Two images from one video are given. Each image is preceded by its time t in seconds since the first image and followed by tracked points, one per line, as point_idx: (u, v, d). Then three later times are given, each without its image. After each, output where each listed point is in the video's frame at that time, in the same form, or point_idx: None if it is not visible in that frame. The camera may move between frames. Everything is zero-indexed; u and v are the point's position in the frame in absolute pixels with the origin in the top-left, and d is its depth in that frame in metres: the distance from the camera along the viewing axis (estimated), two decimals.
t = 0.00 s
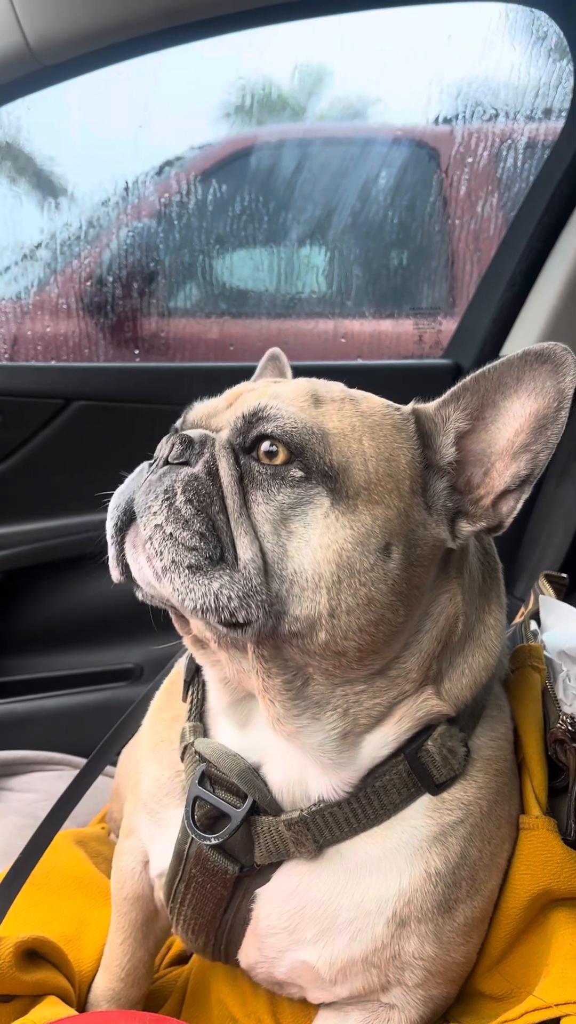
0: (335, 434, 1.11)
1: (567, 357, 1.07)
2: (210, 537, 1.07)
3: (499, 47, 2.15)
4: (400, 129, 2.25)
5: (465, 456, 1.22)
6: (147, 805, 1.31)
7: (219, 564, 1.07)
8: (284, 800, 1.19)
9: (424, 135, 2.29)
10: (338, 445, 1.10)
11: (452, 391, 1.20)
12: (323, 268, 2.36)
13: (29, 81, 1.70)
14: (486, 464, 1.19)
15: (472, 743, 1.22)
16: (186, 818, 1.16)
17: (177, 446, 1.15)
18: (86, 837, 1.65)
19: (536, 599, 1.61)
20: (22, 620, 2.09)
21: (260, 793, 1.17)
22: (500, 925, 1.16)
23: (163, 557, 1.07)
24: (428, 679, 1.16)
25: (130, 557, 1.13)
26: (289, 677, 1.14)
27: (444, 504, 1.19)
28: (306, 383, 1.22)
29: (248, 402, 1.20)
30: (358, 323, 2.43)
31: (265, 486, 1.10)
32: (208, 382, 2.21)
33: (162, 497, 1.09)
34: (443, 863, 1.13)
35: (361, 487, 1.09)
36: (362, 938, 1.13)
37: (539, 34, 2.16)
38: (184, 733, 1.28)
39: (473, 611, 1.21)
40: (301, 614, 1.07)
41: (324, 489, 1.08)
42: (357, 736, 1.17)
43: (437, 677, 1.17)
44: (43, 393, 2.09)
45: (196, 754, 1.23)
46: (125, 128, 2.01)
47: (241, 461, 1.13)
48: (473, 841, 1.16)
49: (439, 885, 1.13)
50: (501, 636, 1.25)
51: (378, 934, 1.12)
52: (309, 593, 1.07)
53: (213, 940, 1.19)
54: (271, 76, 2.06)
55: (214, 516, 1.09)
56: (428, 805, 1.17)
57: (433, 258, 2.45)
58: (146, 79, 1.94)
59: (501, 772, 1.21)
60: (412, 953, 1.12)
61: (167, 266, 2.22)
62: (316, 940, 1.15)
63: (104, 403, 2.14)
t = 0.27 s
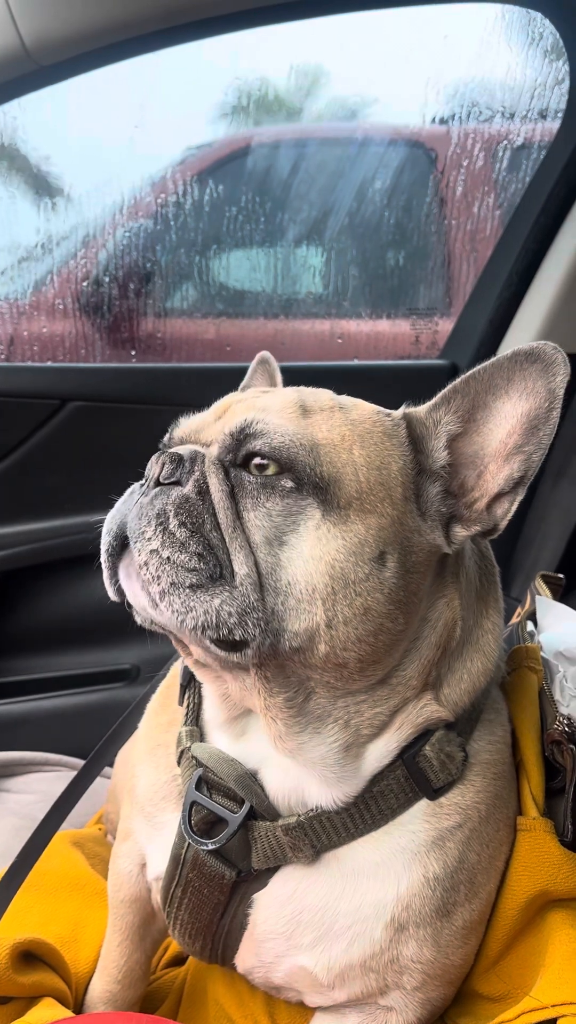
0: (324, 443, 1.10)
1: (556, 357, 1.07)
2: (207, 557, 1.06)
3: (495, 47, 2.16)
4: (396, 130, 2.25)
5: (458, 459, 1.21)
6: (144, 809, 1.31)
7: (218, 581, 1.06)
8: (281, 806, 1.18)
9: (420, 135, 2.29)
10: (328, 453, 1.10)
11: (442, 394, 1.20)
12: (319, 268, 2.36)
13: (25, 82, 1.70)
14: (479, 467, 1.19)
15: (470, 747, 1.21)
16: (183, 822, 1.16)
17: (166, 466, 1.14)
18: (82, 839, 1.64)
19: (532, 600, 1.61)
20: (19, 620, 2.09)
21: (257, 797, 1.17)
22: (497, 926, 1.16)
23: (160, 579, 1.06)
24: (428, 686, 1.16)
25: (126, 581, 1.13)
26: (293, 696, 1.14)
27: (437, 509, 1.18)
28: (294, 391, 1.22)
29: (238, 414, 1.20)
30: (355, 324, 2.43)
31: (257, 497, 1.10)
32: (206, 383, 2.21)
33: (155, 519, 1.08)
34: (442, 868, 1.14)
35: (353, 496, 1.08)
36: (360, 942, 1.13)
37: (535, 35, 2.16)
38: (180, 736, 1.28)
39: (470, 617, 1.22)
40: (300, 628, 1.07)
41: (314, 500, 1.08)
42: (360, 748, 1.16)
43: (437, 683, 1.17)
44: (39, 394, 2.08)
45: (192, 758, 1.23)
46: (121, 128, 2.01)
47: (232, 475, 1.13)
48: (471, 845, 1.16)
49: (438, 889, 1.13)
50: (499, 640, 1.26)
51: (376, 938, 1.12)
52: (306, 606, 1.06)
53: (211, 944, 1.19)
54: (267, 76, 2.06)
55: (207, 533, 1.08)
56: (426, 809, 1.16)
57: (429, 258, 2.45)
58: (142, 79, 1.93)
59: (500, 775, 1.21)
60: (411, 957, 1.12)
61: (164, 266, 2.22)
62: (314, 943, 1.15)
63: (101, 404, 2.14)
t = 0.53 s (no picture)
0: (311, 448, 1.10)
1: (550, 361, 1.07)
2: (199, 562, 1.06)
3: (491, 47, 2.16)
4: (393, 130, 2.25)
5: (450, 462, 1.21)
6: (140, 811, 1.31)
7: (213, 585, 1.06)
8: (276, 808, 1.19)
9: (417, 135, 2.29)
10: (314, 456, 1.09)
11: (436, 398, 1.20)
12: (316, 268, 2.36)
13: (21, 81, 1.70)
14: (471, 471, 1.19)
15: (466, 749, 1.22)
16: (179, 825, 1.16)
17: (154, 475, 1.15)
18: (79, 841, 1.64)
19: (528, 600, 1.61)
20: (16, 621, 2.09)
21: (253, 801, 1.18)
22: (495, 927, 1.16)
23: (156, 589, 1.05)
24: (423, 689, 1.17)
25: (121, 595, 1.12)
26: (292, 704, 1.14)
27: (429, 511, 1.18)
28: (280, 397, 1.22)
29: (228, 420, 1.20)
30: (352, 324, 2.43)
31: (246, 500, 1.10)
32: (202, 383, 2.20)
33: (144, 528, 1.08)
34: (438, 869, 1.14)
35: (342, 501, 1.08)
36: (356, 944, 1.13)
37: (531, 36, 2.16)
38: (176, 739, 1.28)
39: (465, 620, 1.22)
40: (297, 630, 1.06)
41: (302, 503, 1.07)
42: (358, 751, 1.16)
43: (432, 687, 1.17)
44: (35, 394, 2.08)
45: (188, 762, 1.23)
46: (117, 128, 2.00)
47: (219, 480, 1.13)
48: (468, 846, 1.16)
49: (434, 892, 1.13)
50: (493, 643, 1.26)
51: (373, 940, 1.12)
52: (300, 609, 1.06)
53: (207, 946, 1.19)
54: (263, 76, 2.06)
55: (196, 538, 1.07)
56: (422, 811, 1.17)
57: (426, 258, 2.45)
58: (139, 79, 1.93)
59: (496, 776, 1.22)
60: (408, 959, 1.12)
61: (160, 267, 2.21)
62: (311, 945, 1.15)
63: (98, 405, 2.13)
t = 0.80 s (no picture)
0: (298, 452, 1.10)
1: (548, 375, 1.07)
2: (176, 561, 1.05)
3: (488, 48, 2.16)
4: (390, 130, 2.25)
5: (444, 471, 1.22)
6: (139, 812, 1.31)
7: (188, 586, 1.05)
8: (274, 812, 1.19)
9: (413, 135, 2.29)
10: (301, 462, 1.09)
11: (432, 407, 1.20)
12: (313, 268, 2.36)
13: (18, 81, 1.69)
14: (464, 480, 1.20)
15: (464, 752, 1.22)
16: (176, 828, 1.17)
17: (141, 474, 1.15)
18: (77, 842, 1.64)
19: (527, 600, 1.61)
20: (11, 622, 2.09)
21: (250, 803, 1.17)
22: (494, 926, 1.17)
23: (131, 588, 1.04)
24: (418, 694, 1.17)
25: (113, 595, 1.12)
26: (285, 708, 1.14)
27: (420, 519, 1.18)
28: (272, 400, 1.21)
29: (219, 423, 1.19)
30: (349, 324, 2.43)
31: (228, 502, 1.09)
32: (199, 383, 2.20)
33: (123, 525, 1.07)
34: (437, 872, 1.14)
35: (329, 504, 1.07)
36: (355, 947, 1.13)
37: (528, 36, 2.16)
38: (173, 743, 1.29)
39: (460, 624, 1.22)
40: (281, 632, 1.06)
41: (286, 507, 1.07)
42: (354, 754, 1.16)
43: (428, 692, 1.17)
44: (32, 395, 2.08)
45: (185, 764, 1.23)
46: (114, 129, 2.00)
47: (205, 483, 1.12)
48: (468, 849, 1.16)
49: (434, 894, 1.13)
50: (491, 647, 1.26)
51: (372, 942, 1.12)
52: (283, 613, 1.06)
53: (205, 947, 1.19)
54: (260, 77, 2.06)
55: (177, 539, 1.07)
56: (420, 814, 1.17)
57: (423, 259, 2.45)
58: (136, 80, 1.93)
59: (495, 778, 1.22)
60: (407, 961, 1.12)
61: (157, 266, 2.21)
62: (309, 948, 1.15)
63: (95, 405, 2.13)
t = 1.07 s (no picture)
0: (273, 466, 1.07)
1: (533, 387, 1.06)
2: (147, 578, 1.07)
3: (486, 48, 2.17)
4: (388, 130, 2.26)
5: (427, 483, 1.19)
6: (136, 814, 1.31)
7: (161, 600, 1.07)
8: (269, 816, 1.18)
9: (411, 135, 2.29)
10: (277, 475, 1.07)
11: (415, 419, 1.17)
12: (311, 268, 2.36)
13: (17, 81, 1.69)
14: (447, 492, 1.18)
15: (461, 756, 1.22)
16: (172, 831, 1.17)
17: (122, 485, 1.14)
18: (75, 842, 1.64)
19: (524, 600, 1.61)
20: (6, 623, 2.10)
21: (246, 806, 1.17)
22: (493, 926, 1.17)
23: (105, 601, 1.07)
24: (410, 701, 1.16)
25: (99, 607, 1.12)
26: (269, 720, 1.13)
27: (402, 531, 1.17)
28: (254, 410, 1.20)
29: (198, 436, 1.17)
30: (347, 324, 2.43)
31: (201, 517, 1.08)
32: (198, 382, 2.20)
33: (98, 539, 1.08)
34: (435, 876, 1.14)
35: (303, 518, 1.06)
36: (353, 950, 1.13)
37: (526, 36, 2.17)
38: (170, 745, 1.29)
39: (452, 631, 1.21)
40: (255, 643, 1.06)
41: (259, 519, 1.06)
42: (345, 764, 1.15)
43: (420, 699, 1.17)
44: (30, 395, 2.08)
45: (182, 766, 1.23)
46: (112, 129, 2.00)
47: (180, 495, 1.11)
48: (466, 853, 1.16)
49: (431, 898, 1.13)
50: (486, 652, 1.25)
51: (370, 947, 1.12)
52: (257, 623, 1.06)
53: (201, 950, 1.19)
54: (258, 77, 2.06)
55: (150, 556, 1.08)
56: (416, 818, 1.17)
57: (421, 259, 2.45)
58: (134, 79, 1.93)
59: (493, 781, 1.22)
60: (406, 964, 1.12)
61: (155, 267, 2.21)
62: (307, 952, 1.15)
63: (93, 405, 2.13)
